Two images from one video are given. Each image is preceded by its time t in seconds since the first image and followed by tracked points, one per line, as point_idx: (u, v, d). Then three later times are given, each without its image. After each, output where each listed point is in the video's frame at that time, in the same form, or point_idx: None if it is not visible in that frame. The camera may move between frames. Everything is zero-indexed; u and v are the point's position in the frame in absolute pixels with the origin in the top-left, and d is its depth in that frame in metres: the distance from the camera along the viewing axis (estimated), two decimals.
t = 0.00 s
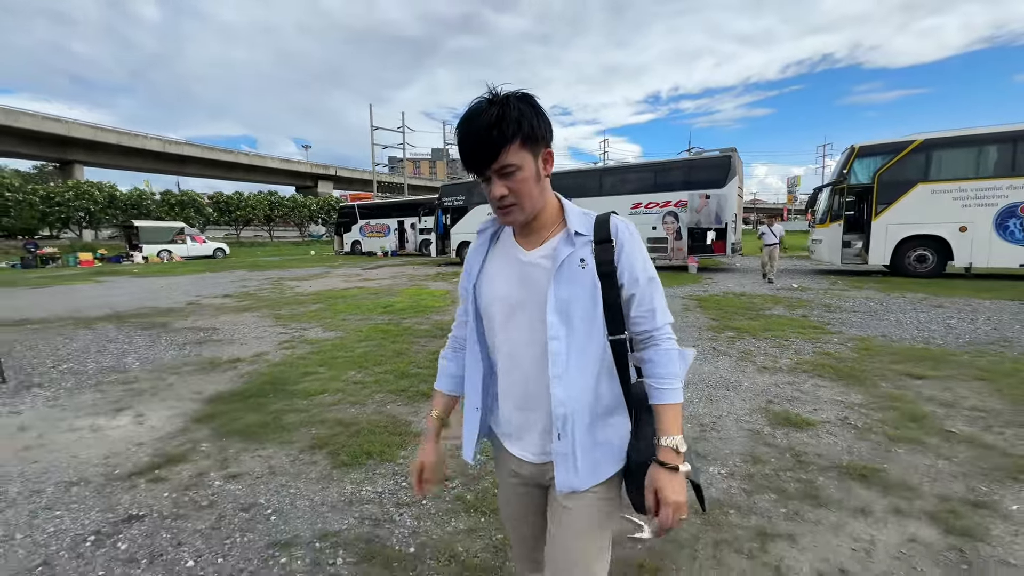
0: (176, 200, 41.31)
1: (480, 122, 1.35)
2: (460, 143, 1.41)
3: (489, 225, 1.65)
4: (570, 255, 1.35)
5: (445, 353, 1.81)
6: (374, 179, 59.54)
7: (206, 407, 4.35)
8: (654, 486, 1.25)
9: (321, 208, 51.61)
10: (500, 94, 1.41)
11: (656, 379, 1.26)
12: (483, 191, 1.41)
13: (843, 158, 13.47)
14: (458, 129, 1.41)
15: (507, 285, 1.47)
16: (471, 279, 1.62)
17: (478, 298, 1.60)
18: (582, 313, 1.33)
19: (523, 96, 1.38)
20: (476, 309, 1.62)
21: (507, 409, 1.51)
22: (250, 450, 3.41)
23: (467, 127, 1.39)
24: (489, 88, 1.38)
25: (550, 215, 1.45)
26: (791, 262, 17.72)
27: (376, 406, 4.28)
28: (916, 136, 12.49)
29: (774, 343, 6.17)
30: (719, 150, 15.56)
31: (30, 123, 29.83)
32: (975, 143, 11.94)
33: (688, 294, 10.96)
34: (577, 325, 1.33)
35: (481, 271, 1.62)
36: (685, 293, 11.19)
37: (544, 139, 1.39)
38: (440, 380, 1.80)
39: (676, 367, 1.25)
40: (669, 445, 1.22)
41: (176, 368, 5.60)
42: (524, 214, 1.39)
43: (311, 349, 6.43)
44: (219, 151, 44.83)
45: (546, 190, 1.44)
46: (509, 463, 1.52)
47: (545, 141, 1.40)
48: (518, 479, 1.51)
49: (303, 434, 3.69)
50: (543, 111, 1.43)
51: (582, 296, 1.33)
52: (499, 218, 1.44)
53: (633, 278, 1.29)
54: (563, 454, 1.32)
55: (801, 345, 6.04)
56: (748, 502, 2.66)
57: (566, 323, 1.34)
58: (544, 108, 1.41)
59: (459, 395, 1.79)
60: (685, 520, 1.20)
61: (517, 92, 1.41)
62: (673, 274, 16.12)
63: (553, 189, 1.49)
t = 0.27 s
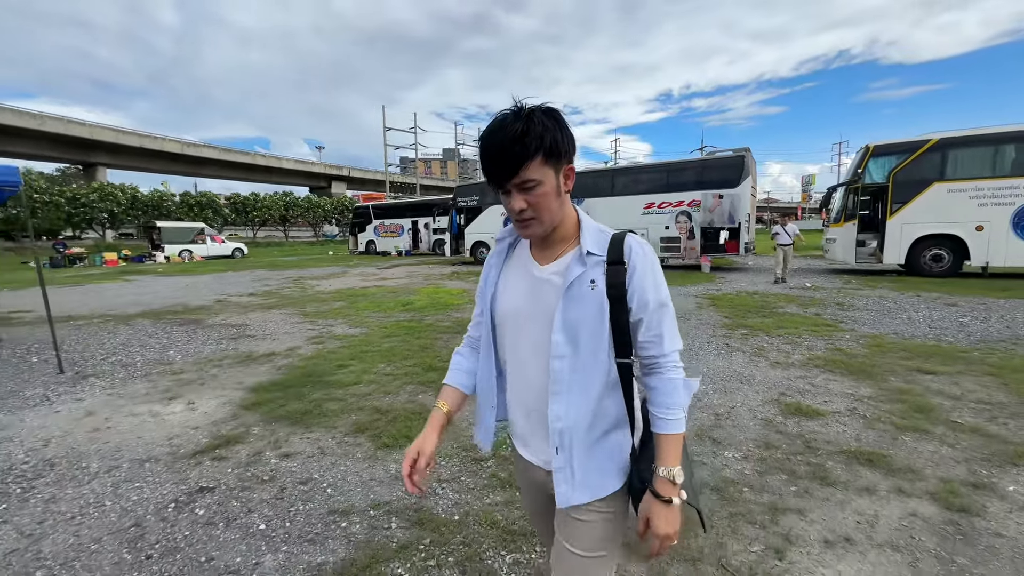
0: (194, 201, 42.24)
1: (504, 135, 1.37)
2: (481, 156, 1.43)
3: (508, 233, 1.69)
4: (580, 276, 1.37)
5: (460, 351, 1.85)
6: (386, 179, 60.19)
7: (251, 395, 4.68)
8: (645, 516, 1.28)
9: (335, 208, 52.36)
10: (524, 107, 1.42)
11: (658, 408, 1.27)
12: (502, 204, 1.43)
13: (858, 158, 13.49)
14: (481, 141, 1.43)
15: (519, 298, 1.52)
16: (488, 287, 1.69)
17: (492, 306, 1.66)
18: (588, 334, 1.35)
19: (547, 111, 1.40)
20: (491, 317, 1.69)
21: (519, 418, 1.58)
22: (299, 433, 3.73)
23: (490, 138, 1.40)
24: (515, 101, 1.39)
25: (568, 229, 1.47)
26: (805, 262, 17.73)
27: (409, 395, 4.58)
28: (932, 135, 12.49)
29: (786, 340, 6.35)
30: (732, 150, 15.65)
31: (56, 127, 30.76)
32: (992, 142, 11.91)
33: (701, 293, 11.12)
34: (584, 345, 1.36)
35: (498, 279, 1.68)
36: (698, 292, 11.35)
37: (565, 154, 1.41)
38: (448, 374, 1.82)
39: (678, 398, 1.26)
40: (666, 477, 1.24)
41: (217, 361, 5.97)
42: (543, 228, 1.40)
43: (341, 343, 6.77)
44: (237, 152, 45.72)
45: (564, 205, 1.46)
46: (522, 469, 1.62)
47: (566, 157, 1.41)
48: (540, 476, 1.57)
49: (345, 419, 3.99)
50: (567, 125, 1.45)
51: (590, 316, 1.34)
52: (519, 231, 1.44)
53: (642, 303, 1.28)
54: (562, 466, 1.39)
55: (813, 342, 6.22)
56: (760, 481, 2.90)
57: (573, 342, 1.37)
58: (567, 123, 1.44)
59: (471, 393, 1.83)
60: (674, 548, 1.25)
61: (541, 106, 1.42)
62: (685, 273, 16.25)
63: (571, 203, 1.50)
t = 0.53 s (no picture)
0: (216, 203, 43.34)
1: (523, 106, 1.34)
2: (500, 128, 1.41)
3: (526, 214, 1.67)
4: (597, 260, 1.33)
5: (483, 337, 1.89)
6: (402, 180, 60.92)
7: (294, 381, 5.04)
8: (653, 506, 1.30)
9: (351, 209, 53.21)
10: (546, 79, 1.38)
11: (673, 400, 1.25)
12: (519, 179, 1.40)
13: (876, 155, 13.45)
14: (500, 112, 1.41)
15: (531, 281, 1.48)
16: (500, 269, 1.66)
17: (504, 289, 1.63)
18: (603, 321, 1.31)
19: (569, 83, 1.37)
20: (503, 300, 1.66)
21: (528, 403, 1.54)
22: (343, 413, 4.05)
23: (510, 110, 1.38)
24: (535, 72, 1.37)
25: (586, 210, 1.44)
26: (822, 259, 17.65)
27: (440, 381, 4.88)
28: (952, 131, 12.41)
29: (801, 333, 6.51)
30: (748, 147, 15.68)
31: (85, 132, 31.86)
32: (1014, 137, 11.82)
33: (717, 290, 11.24)
34: (597, 331, 1.31)
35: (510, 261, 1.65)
36: (714, 288, 11.47)
37: (588, 129, 1.36)
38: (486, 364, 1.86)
39: (694, 393, 1.25)
40: (676, 472, 1.25)
41: (257, 351, 6.36)
42: (561, 204, 1.36)
43: (370, 336, 7.12)
44: (257, 155, 46.77)
45: (585, 183, 1.42)
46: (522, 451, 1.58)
47: (588, 131, 1.37)
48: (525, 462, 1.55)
49: (383, 402, 4.31)
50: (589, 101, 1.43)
51: (604, 302, 1.30)
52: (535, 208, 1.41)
53: (660, 291, 1.24)
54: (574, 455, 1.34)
55: (828, 335, 6.38)
56: (774, 455, 3.12)
57: (586, 328, 1.33)
58: (589, 97, 1.41)
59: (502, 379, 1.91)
60: (680, 538, 1.27)
61: (564, 79, 1.39)
62: (701, 270, 16.33)
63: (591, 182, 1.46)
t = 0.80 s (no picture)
0: (232, 206, 44.21)
1: (516, 125, 1.41)
2: (496, 145, 1.48)
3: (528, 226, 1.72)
4: (605, 265, 1.40)
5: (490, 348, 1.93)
6: (413, 181, 61.50)
7: (329, 376, 5.37)
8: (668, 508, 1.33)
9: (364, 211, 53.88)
10: (536, 96, 1.45)
11: (686, 396, 1.31)
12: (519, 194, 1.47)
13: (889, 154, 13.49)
14: (494, 131, 1.47)
15: (543, 291, 1.55)
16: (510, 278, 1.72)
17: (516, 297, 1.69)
18: (616, 324, 1.39)
19: (558, 98, 1.42)
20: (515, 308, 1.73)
21: (541, 408, 1.60)
22: (379, 405, 4.36)
23: (504, 128, 1.45)
24: (525, 90, 1.43)
25: (588, 218, 1.50)
26: (836, 259, 17.66)
27: (467, 376, 5.17)
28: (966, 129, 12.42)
29: (813, 331, 6.69)
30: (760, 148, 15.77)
31: (107, 138, 32.72)
32: None
33: (730, 289, 11.39)
34: (610, 335, 1.40)
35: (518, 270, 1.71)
36: (727, 288, 11.61)
37: (581, 141, 1.43)
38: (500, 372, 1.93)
39: (706, 388, 1.30)
40: (689, 467, 1.30)
41: (290, 349, 6.71)
42: (560, 217, 1.43)
43: (394, 335, 7.44)
44: (271, 158, 47.59)
45: (583, 193, 1.48)
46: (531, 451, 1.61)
47: (582, 142, 1.43)
48: (531, 464, 1.60)
49: (416, 395, 4.62)
50: (580, 111, 1.47)
51: (615, 307, 1.38)
52: (536, 221, 1.49)
53: (668, 292, 1.31)
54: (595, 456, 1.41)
55: (839, 333, 6.55)
56: (785, 443, 3.35)
57: (599, 333, 1.40)
58: (581, 108, 1.46)
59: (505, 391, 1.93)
60: (696, 536, 1.30)
61: (553, 94, 1.45)
62: (713, 270, 16.45)
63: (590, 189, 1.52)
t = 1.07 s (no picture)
0: (238, 208, 44.52)
1: (509, 133, 1.41)
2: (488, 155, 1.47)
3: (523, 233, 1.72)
4: (600, 263, 1.40)
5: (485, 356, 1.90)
6: (416, 182, 61.79)
7: (355, 369, 5.62)
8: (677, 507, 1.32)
9: (368, 212, 54.19)
10: (526, 104, 1.47)
11: (686, 391, 1.29)
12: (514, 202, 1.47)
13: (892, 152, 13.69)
14: (487, 140, 1.47)
15: (541, 295, 1.53)
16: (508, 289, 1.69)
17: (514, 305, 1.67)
18: (613, 322, 1.37)
19: (550, 106, 1.44)
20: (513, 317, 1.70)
21: (538, 416, 1.58)
22: (408, 394, 4.61)
23: (496, 136, 1.46)
24: (517, 98, 1.43)
25: (581, 221, 1.52)
26: (839, 256, 17.87)
27: (488, 368, 5.42)
28: (968, 128, 12.60)
29: (818, 324, 6.92)
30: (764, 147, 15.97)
31: (114, 141, 32.99)
32: None
33: (735, 286, 11.59)
34: (608, 331, 1.38)
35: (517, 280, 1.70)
36: (732, 285, 11.81)
37: (572, 147, 1.45)
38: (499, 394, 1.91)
39: (706, 383, 1.29)
40: (694, 465, 1.28)
41: (313, 345, 6.96)
42: (555, 221, 1.44)
43: (412, 330, 7.69)
44: (276, 160, 47.89)
45: (575, 198, 1.50)
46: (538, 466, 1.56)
47: (573, 148, 1.45)
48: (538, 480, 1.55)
49: (442, 385, 4.86)
50: (569, 118, 1.50)
51: (613, 304, 1.37)
52: (532, 228, 1.50)
53: (663, 286, 1.31)
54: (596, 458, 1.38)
55: (844, 326, 6.78)
56: (794, 425, 3.58)
57: (597, 329, 1.39)
58: (570, 115, 1.49)
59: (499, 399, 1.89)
60: (707, 535, 1.29)
61: (543, 101, 1.47)
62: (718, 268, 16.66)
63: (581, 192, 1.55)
